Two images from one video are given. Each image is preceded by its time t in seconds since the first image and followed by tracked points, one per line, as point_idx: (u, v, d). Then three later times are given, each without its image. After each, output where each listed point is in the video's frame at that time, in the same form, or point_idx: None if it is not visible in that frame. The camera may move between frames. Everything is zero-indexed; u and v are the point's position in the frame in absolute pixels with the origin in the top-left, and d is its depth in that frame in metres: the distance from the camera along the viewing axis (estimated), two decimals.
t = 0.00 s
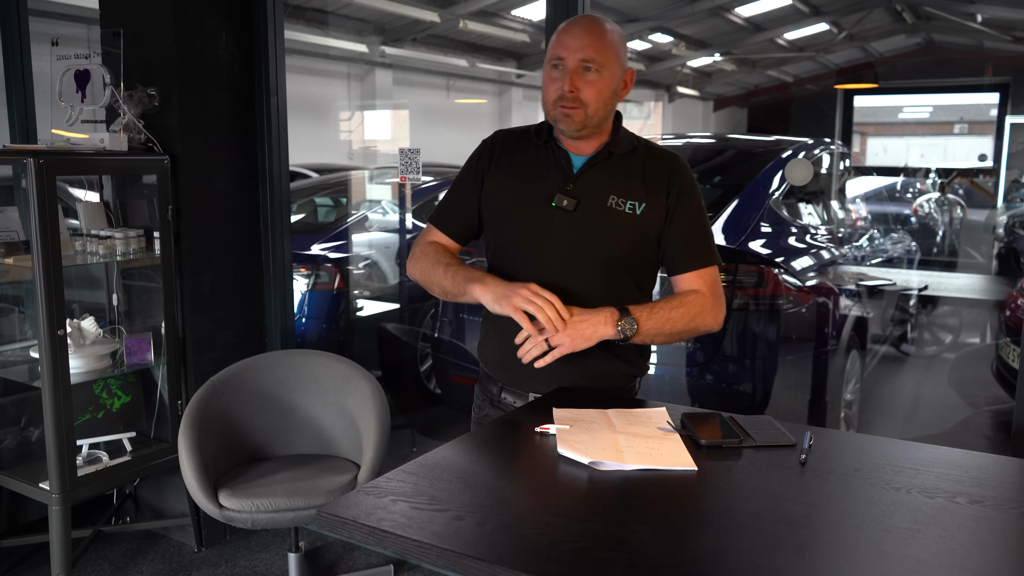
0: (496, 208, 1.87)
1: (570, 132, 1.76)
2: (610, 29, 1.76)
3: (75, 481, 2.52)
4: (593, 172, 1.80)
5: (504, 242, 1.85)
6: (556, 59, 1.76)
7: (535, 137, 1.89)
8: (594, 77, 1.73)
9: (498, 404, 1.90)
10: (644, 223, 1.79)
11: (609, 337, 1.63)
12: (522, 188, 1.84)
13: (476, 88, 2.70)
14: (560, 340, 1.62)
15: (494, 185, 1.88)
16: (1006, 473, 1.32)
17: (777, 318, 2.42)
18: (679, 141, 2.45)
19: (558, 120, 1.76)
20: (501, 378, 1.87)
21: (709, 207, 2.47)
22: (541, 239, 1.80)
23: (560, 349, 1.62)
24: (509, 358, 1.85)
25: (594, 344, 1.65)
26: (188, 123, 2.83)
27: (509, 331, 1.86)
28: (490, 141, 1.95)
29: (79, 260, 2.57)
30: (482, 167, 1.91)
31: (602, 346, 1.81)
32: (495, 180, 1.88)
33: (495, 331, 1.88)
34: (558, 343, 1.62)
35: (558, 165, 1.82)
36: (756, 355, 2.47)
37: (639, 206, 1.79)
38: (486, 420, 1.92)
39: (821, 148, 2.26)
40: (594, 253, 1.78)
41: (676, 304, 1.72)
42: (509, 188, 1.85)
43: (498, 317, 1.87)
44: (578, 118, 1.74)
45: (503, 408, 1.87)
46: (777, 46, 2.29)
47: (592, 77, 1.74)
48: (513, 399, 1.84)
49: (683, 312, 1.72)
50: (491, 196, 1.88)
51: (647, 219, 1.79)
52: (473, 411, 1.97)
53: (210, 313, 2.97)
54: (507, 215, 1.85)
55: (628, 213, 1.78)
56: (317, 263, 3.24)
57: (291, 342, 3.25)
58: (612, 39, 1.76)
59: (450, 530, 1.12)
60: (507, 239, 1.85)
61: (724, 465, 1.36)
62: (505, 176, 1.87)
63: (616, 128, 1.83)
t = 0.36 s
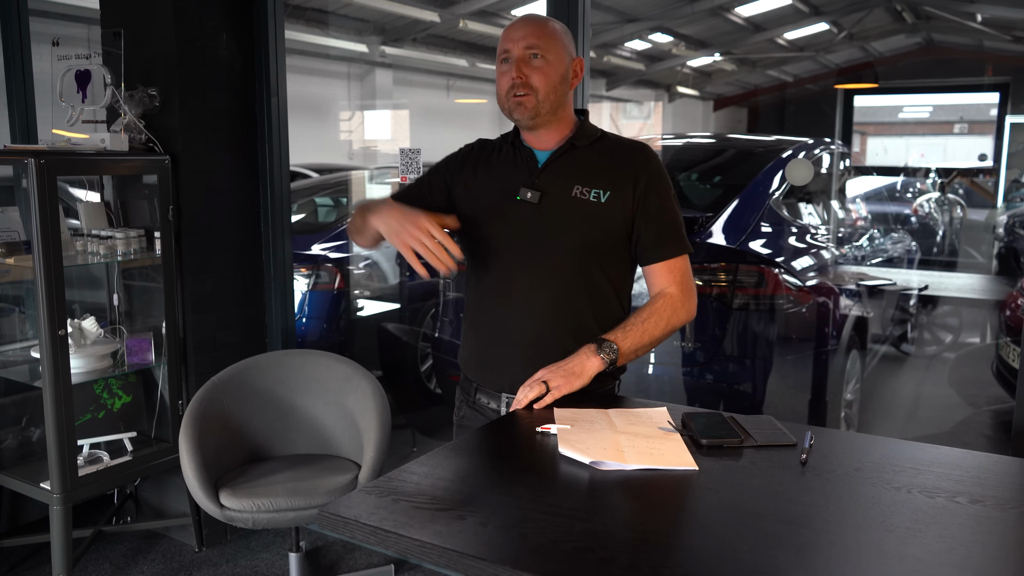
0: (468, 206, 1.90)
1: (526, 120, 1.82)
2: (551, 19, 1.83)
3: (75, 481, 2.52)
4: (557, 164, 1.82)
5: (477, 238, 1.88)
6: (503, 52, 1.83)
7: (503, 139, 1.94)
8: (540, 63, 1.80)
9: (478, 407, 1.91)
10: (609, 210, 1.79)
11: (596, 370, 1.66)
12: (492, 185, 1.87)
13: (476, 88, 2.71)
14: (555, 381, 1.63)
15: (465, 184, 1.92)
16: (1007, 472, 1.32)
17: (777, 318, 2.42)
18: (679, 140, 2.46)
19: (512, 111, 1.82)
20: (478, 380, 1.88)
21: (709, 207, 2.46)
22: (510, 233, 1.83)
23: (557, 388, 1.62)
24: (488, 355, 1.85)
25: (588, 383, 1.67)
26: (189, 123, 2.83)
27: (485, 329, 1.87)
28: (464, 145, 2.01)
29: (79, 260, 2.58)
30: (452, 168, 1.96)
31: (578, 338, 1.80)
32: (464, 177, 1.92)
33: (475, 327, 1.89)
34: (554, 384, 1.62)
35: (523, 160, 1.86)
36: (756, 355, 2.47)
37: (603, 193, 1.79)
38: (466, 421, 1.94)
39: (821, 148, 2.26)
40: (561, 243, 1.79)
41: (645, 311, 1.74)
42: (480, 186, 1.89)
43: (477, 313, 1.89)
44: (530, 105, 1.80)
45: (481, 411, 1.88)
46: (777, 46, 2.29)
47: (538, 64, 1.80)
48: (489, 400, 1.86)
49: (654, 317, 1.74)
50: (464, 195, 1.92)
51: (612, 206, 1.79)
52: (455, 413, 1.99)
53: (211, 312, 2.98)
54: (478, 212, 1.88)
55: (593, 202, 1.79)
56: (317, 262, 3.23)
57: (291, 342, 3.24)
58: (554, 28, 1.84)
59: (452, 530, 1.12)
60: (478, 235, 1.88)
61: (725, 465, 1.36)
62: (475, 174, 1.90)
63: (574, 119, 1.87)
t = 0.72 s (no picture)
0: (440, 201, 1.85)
1: (519, 116, 1.80)
2: (547, 20, 1.85)
3: (76, 481, 2.52)
4: (538, 161, 1.81)
5: (450, 235, 1.83)
6: (499, 46, 1.82)
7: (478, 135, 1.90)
8: (537, 61, 1.81)
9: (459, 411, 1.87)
10: (592, 209, 1.79)
11: (586, 374, 1.70)
12: (468, 180, 1.82)
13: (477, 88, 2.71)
14: (551, 382, 1.66)
15: (435, 178, 1.87)
16: (1006, 472, 1.32)
17: (777, 318, 2.41)
18: (679, 140, 2.45)
19: (505, 104, 1.80)
20: (457, 384, 1.84)
21: (708, 207, 2.45)
22: (488, 230, 1.79)
23: (554, 390, 1.65)
24: (466, 355, 1.82)
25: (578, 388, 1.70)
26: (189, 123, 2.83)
27: (461, 328, 1.82)
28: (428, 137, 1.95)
29: (80, 260, 2.58)
30: (420, 160, 1.90)
31: (562, 338, 1.81)
32: (434, 171, 1.87)
33: (448, 327, 1.85)
34: (551, 387, 1.65)
35: (502, 157, 1.83)
36: (756, 355, 2.46)
37: (586, 192, 1.80)
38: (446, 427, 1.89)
39: (822, 148, 2.26)
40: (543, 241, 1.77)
41: (628, 314, 1.81)
42: (454, 182, 1.84)
43: (451, 311, 1.84)
44: (525, 101, 1.79)
45: (462, 416, 1.83)
46: (777, 46, 2.29)
47: (535, 61, 1.81)
48: (469, 405, 1.82)
49: (636, 320, 1.81)
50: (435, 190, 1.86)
51: (595, 205, 1.80)
52: (435, 419, 1.93)
53: (211, 312, 2.98)
54: (452, 208, 1.82)
55: (576, 200, 1.79)
56: (317, 262, 3.22)
57: (291, 343, 3.25)
58: (550, 28, 1.86)
59: (452, 530, 1.12)
60: (452, 231, 1.82)
61: (725, 465, 1.36)
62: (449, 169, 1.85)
63: (556, 121, 1.87)
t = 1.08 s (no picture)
0: (437, 205, 1.83)
1: (516, 120, 1.78)
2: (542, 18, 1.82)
3: (77, 480, 2.52)
4: (536, 165, 1.80)
5: (449, 239, 1.82)
6: (495, 46, 1.78)
7: (472, 137, 1.88)
8: (535, 63, 1.78)
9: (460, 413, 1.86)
10: (591, 212, 1.80)
11: (591, 375, 1.70)
12: (466, 185, 1.81)
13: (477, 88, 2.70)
14: (555, 384, 1.66)
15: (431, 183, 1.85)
16: (1008, 471, 1.32)
17: (778, 318, 2.41)
18: (679, 140, 2.45)
19: (503, 108, 1.77)
20: (457, 388, 1.83)
21: (709, 207, 2.44)
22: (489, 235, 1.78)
23: (557, 393, 1.65)
24: (466, 360, 1.81)
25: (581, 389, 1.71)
26: (189, 122, 2.84)
27: (461, 334, 1.81)
28: (420, 143, 1.92)
29: (81, 260, 2.58)
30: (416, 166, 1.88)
31: (564, 339, 1.81)
32: (431, 176, 1.85)
33: (448, 331, 1.84)
34: (554, 389, 1.65)
35: (500, 161, 1.81)
36: (757, 355, 2.45)
37: (585, 195, 1.80)
38: (446, 429, 1.87)
39: (822, 148, 2.26)
40: (544, 246, 1.77)
41: (626, 313, 1.82)
42: (452, 186, 1.82)
43: (450, 315, 1.83)
44: (524, 105, 1.77)
45: (464, 418, 1.82)
46: (778, 45, 2.28)
47: (533, 63, 1.77)
48: (471, 408, 1.81)
49: (634, 320, 1.81)
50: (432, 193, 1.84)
51: (595, 208, 1.80)
52: (433, 421, 1.92)
53: (212, 312, 2.98)
54: (450, 213, 1.81)
55: (575, 204, 1.79)
56: (319, 262, 3.22)
57: (292, 342, 3.25)
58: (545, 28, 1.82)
59: (454, 530, 1.12)
60: (451, 235, 1.81)
61: (727, 464, 1.36)
62: (447, 173, 1.83)
63: (551, 123, 1.86)
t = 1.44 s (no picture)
0: (450, 223, 1.83)
1: (531, 153, 1.74)
2: (554, 43, 1.72)
3: (77, 480, 2.52)
4: (550, 190, 1.77)
5: (461, 258, 1.81)
6: (505, 81, 1.70)
7: (486, 155, 1.84)
8: (547, 95, 1.70)
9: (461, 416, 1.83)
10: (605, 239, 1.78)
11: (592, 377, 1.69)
12: (479, 206, 1.80)
13: (476, 88, 2.70)
14: (553, 382, 1.65)
15: (446, 201, 1.84)
16: (1008, 471, 1.32)
17: (778, 317, 2.40)
18: (679, 140, 2.44)
19: (517, 143, 1.72)
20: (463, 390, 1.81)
21: (709, 207, 2.44)
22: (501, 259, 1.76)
23: (555, 391, 1.64)
24: (472, 378, 1.79)
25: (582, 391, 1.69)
26: (189, 122, 2.83)
27: (469, 353, 1.80)
28: (436, 159, 1.91)
29: (81, 260, 2.58)
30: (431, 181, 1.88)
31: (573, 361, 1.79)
32: (449, 194, 1.84)
33: (456, 348, 1.82)
34: (553, 387, 1.64)
35: (514, 183, 1.79)
36: (757, 355, 2.45)
37: (600, 223, 1.78)
38: (447, 433, 1.83)
39: (822, 148, 2.26)
40: (557, 272, 1.75)
41: (637, 326, 1.81)
42: (466, 206, 1.81)
43: (459, 332, 1.81)
44: (538, 140, 1.72)
45: (467, 421, 1.81)
46: (778, 45, 2.28)
47: (545, 96, 1.70)
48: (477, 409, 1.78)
49: (644, 333, 1.80)
50: (446, 210, 1.84)
51: (609, 235, 1.78)
52: (427, 421, 1.89)
53: (212, 312, 2.98)
54: (463, 232, 1.81)
55: (590, 231, 1.77)
56: (319, 262, 3.19)
57: (291, 342, 3.25)
58: (558, 53, 1.72)
59: (454, 529, 1.12)
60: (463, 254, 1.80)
61: (727, 464, 1.36)
62: (461, 191, 1.82)
63: (570, 144, 1.81)
